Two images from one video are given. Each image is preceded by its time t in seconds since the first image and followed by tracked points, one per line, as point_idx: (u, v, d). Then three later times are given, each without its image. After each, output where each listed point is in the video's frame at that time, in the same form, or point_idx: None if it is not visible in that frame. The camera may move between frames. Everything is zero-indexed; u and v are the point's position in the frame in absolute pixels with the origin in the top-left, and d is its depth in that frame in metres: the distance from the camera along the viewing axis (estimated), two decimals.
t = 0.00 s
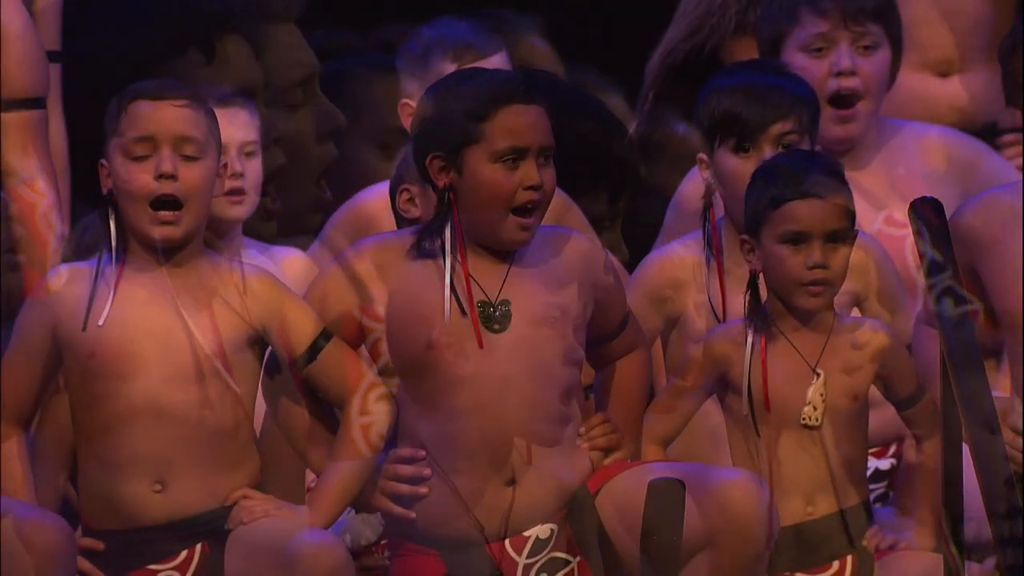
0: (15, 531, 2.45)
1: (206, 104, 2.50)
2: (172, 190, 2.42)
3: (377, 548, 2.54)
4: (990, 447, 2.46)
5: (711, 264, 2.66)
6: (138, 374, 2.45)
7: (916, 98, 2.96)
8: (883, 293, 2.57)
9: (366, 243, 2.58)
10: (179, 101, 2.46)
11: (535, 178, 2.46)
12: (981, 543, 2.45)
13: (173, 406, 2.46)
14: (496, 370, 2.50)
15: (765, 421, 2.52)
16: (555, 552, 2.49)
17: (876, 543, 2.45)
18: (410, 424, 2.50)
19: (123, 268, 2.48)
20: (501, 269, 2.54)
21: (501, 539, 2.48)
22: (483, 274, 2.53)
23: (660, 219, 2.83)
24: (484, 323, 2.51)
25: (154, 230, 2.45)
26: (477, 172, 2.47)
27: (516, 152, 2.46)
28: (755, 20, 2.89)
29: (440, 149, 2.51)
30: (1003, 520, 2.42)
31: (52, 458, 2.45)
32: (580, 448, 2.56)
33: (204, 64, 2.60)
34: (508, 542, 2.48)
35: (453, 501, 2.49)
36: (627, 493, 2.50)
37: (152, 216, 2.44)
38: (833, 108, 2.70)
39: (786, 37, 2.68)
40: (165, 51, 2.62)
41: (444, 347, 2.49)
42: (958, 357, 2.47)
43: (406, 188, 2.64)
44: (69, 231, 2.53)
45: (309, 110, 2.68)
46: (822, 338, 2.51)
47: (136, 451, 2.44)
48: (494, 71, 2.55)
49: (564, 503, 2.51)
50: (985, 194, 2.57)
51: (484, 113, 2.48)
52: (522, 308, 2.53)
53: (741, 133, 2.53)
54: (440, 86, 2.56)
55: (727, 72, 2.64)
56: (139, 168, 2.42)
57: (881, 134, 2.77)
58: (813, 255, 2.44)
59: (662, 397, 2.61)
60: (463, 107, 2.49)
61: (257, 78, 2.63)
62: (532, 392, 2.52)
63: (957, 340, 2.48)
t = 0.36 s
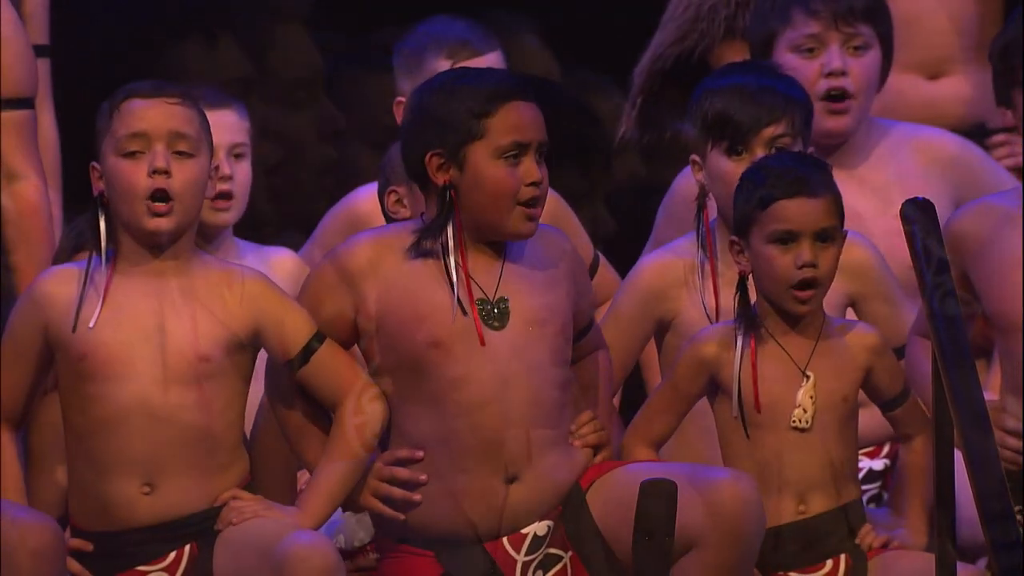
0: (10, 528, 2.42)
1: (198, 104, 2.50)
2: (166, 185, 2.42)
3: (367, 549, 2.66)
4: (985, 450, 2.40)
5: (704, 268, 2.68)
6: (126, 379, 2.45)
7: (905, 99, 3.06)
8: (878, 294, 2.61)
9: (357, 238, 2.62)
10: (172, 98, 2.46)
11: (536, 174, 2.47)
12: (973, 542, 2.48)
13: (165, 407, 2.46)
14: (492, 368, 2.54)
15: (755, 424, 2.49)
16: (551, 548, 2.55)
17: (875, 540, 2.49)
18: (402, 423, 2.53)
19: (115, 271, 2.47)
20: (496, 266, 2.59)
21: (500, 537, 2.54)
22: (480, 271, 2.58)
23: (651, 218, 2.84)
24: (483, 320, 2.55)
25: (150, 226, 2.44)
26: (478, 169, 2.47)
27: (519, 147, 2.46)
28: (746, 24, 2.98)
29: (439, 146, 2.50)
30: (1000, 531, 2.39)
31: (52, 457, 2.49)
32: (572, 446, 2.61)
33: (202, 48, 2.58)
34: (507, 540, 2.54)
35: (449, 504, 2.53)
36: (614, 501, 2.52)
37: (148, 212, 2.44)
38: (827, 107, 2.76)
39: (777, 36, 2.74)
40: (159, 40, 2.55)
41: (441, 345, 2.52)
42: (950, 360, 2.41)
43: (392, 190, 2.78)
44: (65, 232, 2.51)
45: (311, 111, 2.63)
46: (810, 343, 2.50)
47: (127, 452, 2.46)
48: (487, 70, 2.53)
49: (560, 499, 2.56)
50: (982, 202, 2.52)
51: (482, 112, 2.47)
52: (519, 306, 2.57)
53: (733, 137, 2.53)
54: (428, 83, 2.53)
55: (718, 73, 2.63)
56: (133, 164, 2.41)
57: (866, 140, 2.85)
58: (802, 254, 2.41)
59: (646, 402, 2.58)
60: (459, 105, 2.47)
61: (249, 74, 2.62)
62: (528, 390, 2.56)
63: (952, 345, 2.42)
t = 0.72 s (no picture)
0: None
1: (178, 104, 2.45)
2: (148, 185, 2.34)
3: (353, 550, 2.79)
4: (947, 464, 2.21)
5: (692, 267, 2.85)
6: (110, 378, 2.32)
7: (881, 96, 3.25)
8: (867, 296, 2.84)
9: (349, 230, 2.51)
10: (154, 98, 2.41)
11: (531, 176, 2.46)
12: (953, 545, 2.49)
13: (149, 407, 2.32)
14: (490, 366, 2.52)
15: (747, 423, 2.54)
16: (531, 547, 2.45)
17: (862, 536, 2.53)
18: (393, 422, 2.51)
19: (97, 270, 2.38)
20: (485, 267, 2.51)
21: (479, 534, 2.43)
22: (473, 269, 2.50)
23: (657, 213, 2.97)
24: (474, 313, 2.45)
25: (130, 230, 2.35)
26: (473, 168, 2.46)
27: (515, 149, 2.47)
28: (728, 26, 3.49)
29: (434, 147, 2.49)
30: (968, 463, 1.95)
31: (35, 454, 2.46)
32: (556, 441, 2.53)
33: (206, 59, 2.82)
34: (486, 537, 2.43)
35: (436, 497, 2.41)
36: (600, 501, 2.43)
37: (129, 216, 2.35)
38: (817, 102, 3.04)
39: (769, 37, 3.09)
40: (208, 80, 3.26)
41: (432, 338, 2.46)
42: (914, 277, 2.10)
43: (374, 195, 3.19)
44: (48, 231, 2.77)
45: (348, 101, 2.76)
46: (805, 342, 2.58)
47: (114, 453, 2.31)
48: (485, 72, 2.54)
49: (541, 495, 2.46)
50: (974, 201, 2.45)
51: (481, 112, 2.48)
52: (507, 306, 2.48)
53: (721, 138, 2.78)
54: (427, 83, 2.56)
55: (705, 78, 2.91)
56: (114, 165, 2.36)
57: (857, 143, 3.17)
58: (797, 249, 2.51)
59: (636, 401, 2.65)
60: (457, 104, 2.48)
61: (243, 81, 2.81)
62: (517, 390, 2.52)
63: (917, 251, 2.12)
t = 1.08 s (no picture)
0: None
1: (161, 103, 2.45)
2: (137, 179, 2.34)
3: (334, 551, 2.82)
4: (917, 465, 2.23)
5: (672, 269, 2.87)
6: (91, 377, 2.31)
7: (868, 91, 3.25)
8: (845, 293, 2.84)
9: (331, 230, 2.51)
10: (140, 95, 2.41)
11: (525, 176, 2.48)
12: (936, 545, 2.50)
13: (133, 406, 2.31)
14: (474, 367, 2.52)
15: (731, 423, 2.54)
16: (508, 544, 2.45)
17: (844, 537, 2.52)
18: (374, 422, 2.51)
19: (78, 270, 2.37)
20: (470, 267, 2.52)
21: (458, 531, 2.42)
22: (460, 269, 2.51)
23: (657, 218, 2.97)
24: (459, 311, 2.46)
25: (118, 222, 2.34)
26: (467, 168, 2.47)
27: (509, 149, 2.48)
28: (711, 24, 3.50)
29: (430, 146, 2.50)
30: (952, 471, 1.95)
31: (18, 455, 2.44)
32: (536, 440, 2.53)
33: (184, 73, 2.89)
34: (464, 535, 2.42)
35: (418, 494, 2.40)
36: (579, 500, 2.45)
37: (116, 208, 2.35)
38: (806, 104, 3.04)
39: (761, 38, 3.10)
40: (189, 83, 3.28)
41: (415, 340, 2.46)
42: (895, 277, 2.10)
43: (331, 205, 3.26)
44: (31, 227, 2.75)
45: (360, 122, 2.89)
46: (787, 344, 2.59)
47: (96, 452, 2.30)
48: (475, 73, 2.55)
49: (520, 494, 2.46)
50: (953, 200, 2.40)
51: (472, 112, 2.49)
52: (491, 305, 2.49)
53: (701, 138, 2.78)
54: (418, 86, 2.57)
55: (684, 79, 2.92)
56: (103, 159, 2.35)
57: (844, 146, 3.17)
58: (781, 243, 2.51)
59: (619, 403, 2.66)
60: (451, 106, 2.49)
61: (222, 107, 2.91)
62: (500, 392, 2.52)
63: (898, 253, 2.12)
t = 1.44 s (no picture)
0: None
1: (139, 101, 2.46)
2: (124, 176, 2.36)
3: (312, 550, 2.82)
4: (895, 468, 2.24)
5: (647, 268, 2.87)
6: (72, 377, 2.31)
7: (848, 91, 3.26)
8: (822, 296, 2.85)
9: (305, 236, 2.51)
10: (120, 94, 2.43)
11: (503, 179, 2.48)
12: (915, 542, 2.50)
13: (113, 406, 2.31)
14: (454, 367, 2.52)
15: (708, 426, 2.55)
16: (489, 543, 2.45)
17: (824, 537, 2.53)
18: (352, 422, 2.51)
19: (60, 271, 2.37)
20: (448, 268, 2.52)
21: (437, 529, 2.43)
22: (438, 269, 2.51)
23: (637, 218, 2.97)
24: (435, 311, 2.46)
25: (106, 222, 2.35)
26: (444, 171, 2.47)
27: (486, 152, 2.49)
28: (689, 23, 3.51)
29: (406, 151, 2.50)
30: (931, 474, 1.96)
31: None
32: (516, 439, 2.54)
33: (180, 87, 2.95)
34: (443, 533, 2.43)
35: (398, 492, 2.40)
36: (559, 499, 2.44)
37: (104, 207, 2.36)
38: (787, 108, 3.06)
39: (744, 42, 3.10)
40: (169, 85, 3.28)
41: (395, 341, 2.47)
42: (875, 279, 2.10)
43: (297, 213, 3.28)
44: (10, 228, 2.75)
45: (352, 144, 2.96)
46: (766, 347, 2.59)
47: (75, 452, 2.30)
48: (449, 76, 2.56)
49: (500, 493, 2.46)
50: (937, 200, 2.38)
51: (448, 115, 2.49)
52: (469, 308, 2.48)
53: (670, 138, 2.79)
54: (393, 90, 2.57)
55: (658, 79, 2.93)
56: (88, 157, 2.36)
57: (829, 149, 3.18)
58: (761, 242, 2.52)
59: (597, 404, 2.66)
60: (424, 110, 2.50)
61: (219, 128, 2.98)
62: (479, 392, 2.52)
63: (876, 253, 2.11)
